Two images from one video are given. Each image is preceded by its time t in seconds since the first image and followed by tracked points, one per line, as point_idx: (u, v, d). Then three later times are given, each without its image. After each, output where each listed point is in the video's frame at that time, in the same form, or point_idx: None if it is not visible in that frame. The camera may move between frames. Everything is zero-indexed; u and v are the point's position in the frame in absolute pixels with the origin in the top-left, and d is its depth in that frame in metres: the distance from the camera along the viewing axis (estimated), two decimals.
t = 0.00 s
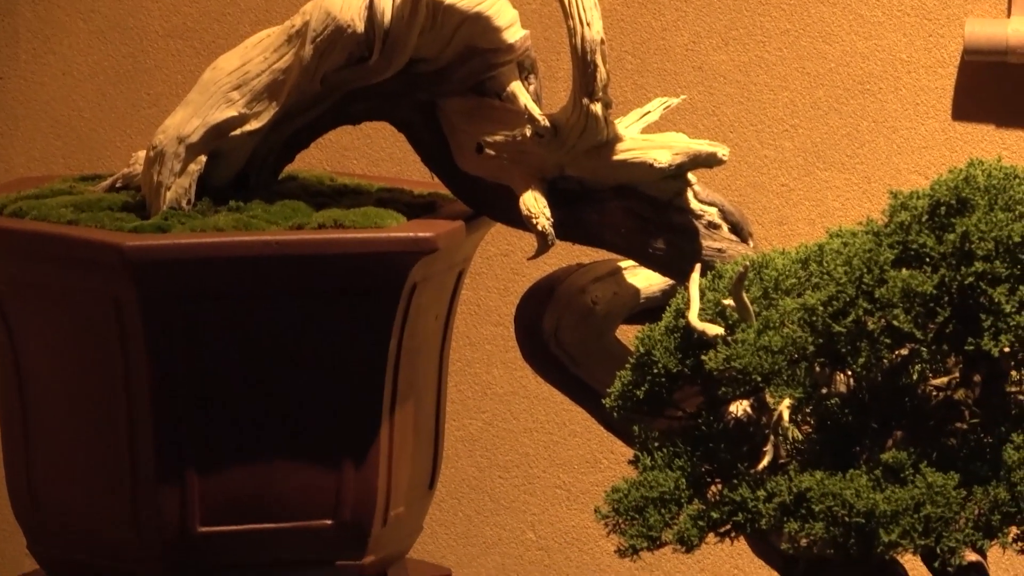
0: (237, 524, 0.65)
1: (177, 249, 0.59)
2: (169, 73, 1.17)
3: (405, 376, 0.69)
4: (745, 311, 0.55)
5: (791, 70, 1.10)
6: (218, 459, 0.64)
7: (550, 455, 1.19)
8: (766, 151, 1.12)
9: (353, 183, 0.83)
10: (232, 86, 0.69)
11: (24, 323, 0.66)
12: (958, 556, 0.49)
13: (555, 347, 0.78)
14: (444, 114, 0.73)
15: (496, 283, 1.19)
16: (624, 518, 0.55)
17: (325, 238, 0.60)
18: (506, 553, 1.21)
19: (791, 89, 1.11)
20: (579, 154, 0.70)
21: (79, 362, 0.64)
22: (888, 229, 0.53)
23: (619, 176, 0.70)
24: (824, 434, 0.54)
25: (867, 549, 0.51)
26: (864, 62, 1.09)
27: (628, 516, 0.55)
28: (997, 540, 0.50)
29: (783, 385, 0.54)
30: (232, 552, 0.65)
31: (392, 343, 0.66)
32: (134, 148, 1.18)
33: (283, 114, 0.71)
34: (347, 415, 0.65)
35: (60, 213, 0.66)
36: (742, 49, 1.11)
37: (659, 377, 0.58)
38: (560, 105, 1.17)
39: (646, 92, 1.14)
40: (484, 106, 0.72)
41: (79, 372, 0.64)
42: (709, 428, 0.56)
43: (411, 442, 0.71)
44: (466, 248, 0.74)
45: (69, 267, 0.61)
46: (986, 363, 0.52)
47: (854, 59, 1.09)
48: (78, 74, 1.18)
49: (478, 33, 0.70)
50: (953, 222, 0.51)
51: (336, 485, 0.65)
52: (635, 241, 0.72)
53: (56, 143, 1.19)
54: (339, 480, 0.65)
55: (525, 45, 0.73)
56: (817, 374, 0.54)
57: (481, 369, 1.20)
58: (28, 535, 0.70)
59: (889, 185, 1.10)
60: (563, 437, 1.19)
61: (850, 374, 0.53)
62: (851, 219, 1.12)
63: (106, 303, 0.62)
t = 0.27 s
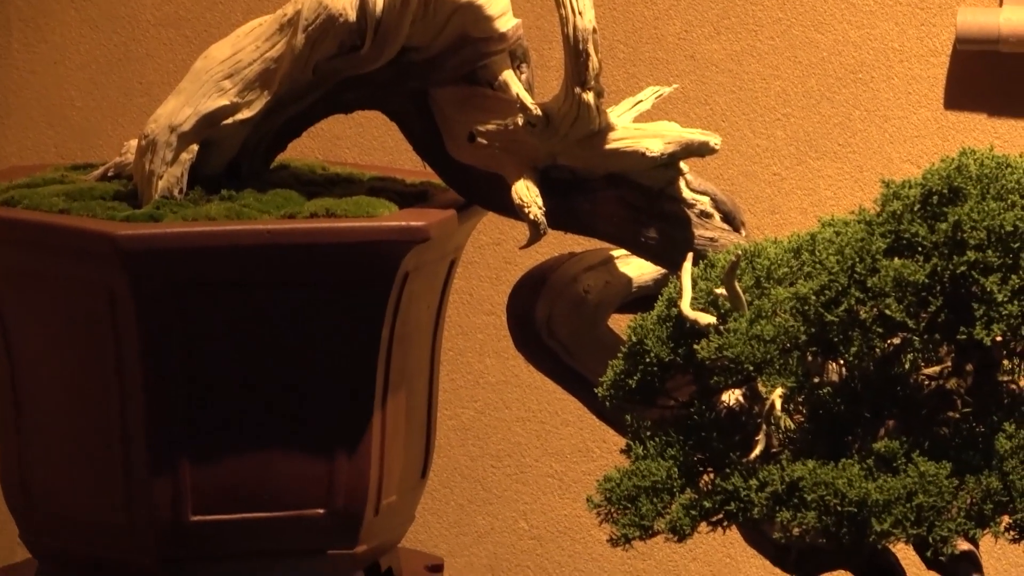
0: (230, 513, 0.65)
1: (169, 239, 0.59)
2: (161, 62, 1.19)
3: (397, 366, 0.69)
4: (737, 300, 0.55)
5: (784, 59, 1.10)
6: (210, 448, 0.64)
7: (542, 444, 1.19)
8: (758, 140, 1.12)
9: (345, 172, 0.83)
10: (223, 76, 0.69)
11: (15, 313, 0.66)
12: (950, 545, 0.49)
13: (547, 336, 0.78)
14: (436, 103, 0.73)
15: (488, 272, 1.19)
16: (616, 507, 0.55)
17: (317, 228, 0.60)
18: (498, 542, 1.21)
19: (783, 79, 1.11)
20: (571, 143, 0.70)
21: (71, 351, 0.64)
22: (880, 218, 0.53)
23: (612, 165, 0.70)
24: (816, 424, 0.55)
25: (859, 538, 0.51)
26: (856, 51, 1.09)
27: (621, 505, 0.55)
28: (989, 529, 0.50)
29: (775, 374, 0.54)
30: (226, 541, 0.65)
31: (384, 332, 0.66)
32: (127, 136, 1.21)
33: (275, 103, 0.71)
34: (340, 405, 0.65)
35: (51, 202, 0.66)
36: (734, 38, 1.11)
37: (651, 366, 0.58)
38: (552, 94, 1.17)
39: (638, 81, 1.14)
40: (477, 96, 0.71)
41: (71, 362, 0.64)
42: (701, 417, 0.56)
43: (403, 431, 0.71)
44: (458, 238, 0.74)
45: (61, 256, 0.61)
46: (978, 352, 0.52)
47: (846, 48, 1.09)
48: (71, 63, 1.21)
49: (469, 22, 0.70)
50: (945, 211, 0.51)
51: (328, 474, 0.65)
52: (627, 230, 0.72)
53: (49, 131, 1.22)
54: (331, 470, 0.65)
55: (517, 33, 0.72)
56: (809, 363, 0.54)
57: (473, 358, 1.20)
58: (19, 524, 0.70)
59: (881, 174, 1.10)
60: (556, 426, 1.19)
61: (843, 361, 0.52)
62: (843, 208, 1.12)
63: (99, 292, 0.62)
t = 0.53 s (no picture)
0: (221, 508, 0.64)
1: (161, 233, 0.59)
2: (153, 56, 1.18)
3: (388, 360, 0.68)
4: (729, 295, 0.55)
5: (776, 53, 1.10)
6: (202, 443, 0.64)
7: (534, 439, 1.19)
8: (749, 134, 1.12)
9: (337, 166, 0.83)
10: (215, 70, 0.68)
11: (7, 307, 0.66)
12: (942, 540, 0.49)
13: (539, 331, 0.77)
14: (428, 97, 0.73)
15: (480, 267, 1.19)
16: (608, 502, 0.55)
17: (308, 223, 0.60)
18: (490, 537, 1.21)
19: (775, 73, 1.11)
20: (563, 138, 0.70)
21: (63, 346, 0.64)
22: (872, 212, 0.53)
23: (603, 160, 0.70)
24: (808, 418, 0.55)
25: (851, 533, 0.51)
26: (848, 45, 1.09)
27: (612, 500, 0.55)
28: (981, 524, 0.50)
29: (767, 368, 0.54)
30: (219, 536, 0.65)
31: (376, 327, 0.65)
32: (119, 131, 1.21)
33: (267, 98, 0.70)
34: (332, 399, 0.65)
35: (44, 197, 0.66)
36: (726, 32, 1.11)
37: (643, 360, 0.58)
38: (544, 88, 1.17)
39: (630, 76, 1.14)
40: (469, 90, 0.71)
41: (61, 357, 0.64)
42: (693, 412, 0.57)
43: (395, 426, 0.71)
44: (450, 232, 0.73)
45: (52, 251, 0.61)
46: (970, 347, 0.52)
47: (838, 43, 1.09)
48: (63, 58, 1.20)
49: (461, 16, 0.70)
50: (937, 206, 0.51)
51: (320, 469, 0.65)
52: (619, 224, 0.72)
53: (42, 126, 1.22)
54: (323, 465, 0.65)
55: (509, 29, 0.72)
56: (801, 358, 0.54)
57: (465, 353, 1.20)
58: (11, 520, 0.70)
59: (873, 169, 1.10)
60: (548, 421, 1.19)
61: (835, 355, 0.52)
62: (835, 202, 1.11)
63: (90, 287, 0.61)
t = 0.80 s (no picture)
0: (211, 502, 0.64)
1: (150, 228, 0.58)
2: (143, 50, 1.18)
3: (377, 354, 0.68)
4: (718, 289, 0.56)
5: (765, 47, 1.10)
6: (191, 436, 0.63)
7: (523, 433, 1.19)
8: (738, 129, 1.12)
9: (327, 160, 0.83)
10: (205, 64, 0.68)
11: None
12: (931, 533, 0.49)
13: (527, 324, 0.78)
14: (417, 91, 0.73)
15: (469, 261, 1.18)
16: (597, 495, 0.55)
17: (297, 216, 0.60)
18: (479, 530, 1.21)
19: (764, 66, 1.11)
20: (552, 132, 0.70)
21: (52, 340, 0.63)
22: (861, 206, 0.53)
23: (593, 153, 0.70)
24: (797, 412, 0.55)
25: (839, 526, 0.51)
26: (837, 39, 1.09)
27: (601, 494, 0.55)
28: (970, 518, 0.49)
29: (756, 362, 0.54)
30: (209, 530, 0.65)
31: (365, 320, 0.65)
32: (108, 125, 1.20)
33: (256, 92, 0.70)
34: (320, 393, 0.65)
35: (32, 190, 0.65)
36: (715, 26, 1.11)
37: (632, 354, 0.58)
38: (533, 82, 1.16)
39: (619, 70, 1.14)
40: (458, 84, 0.71)
41: (50, 352, 0.63)
42: (682, 406, 0.56)
43: (384, 419, 0.71)
44: (438, 226, 0.73)
45: (40, 244, 0.60)
46: (958, 340, 0.52)
47: (827, 36, 1.09)
48: (51, 51, 1.20)
49: (450, 9, 0.70)
50: (926, 199, 0.51)
51: (309, 463, 0.65)
52: (608, 218, 0.72)
53: (30, 120, 1.21)
54: (312, 458, 0.65)
55: (498, 22, 0.73)
56: (791, 351, 0.54)
57: (454, 347, 1.20)
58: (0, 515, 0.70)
59: (863, 162, 1.10)
60: (537, 414, 1.19)
61: (823, 350, 0.53)
62: (824, 195, 1.11)
63: (78, 282, 0.61)
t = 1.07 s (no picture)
0: (199, 497, 0.64)
1: (138, 223, 0.58)
2: (132, 44, 1.18)
3: (367, 348, 0.68)
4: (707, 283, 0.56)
5: (754, 41, 1.10)
6: (180, 430, 0.63)
7: (512, 427, 1.19)
8: (727, 123, 1.12)
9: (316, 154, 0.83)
10: (193, 58, 0.68)
11: None
12: (921, 528, 0.49)
13: (516, 318, 0.77)
14: (406, 86, 0.72)
15: (458, 255, 1.18)
16: (586, 489, 0.55)
17: (285, 211, 0.59)
18: (468, 525, 1.22)
19: (753, 60, 1.11)
20: (541, 126, 0.69)
21: (44, 334, 0.63)
22: (850, 200, 0.53)
23: (582, 147, 0.70)
24: (786, 406, 0.55)
25: (829, 519, 0.51)
26: (826, 33, 1.09)
27: (591, 488, 0.55)
28: (960, 512, 0.49)
29: (746, 356, 0.54)
30: (199, 525, 0.64)
31: (354, 314, 0.65)
32: (98, 120, 1.19)
33: (245, 86, 0.70)
34: (310, 388, 0.64)
35: (21, 184, 0.65)
36: (704, 20, 1.11)
37: (621, 349, 0.58)
38: (522, 76, 1.16)
39: (608, 64, 1.14)
40: (447, 79, 0.71)
41: (40, 347, 0.63)
42: (671, 400, 0.57)
43: (374, 414, 0.71)
44: (428, 220, 0.73)
45: (30, 238, 0.60)
46: (948, 334, 0.52)
47: (817, 30, 1.09)
48: (40, 46, 1.19)
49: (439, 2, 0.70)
50: (915, 193, 0.51)
51: (299, 458, 0.65)
52: (597, 212, 0.72)
53: (19, 114, 1.21)
54: (301, 452, 0.65)
55: (487, 16, 0.73)
56: (780, 345, 0.54)
57: (444, 341, 1.20)
58: None
59: (852, 157, 1.11)
60: (526, 409, 1.19)
61: (813, 342, 0.53)
62: (813, 190, 1.12)
63: (68, 276, 0.61)
